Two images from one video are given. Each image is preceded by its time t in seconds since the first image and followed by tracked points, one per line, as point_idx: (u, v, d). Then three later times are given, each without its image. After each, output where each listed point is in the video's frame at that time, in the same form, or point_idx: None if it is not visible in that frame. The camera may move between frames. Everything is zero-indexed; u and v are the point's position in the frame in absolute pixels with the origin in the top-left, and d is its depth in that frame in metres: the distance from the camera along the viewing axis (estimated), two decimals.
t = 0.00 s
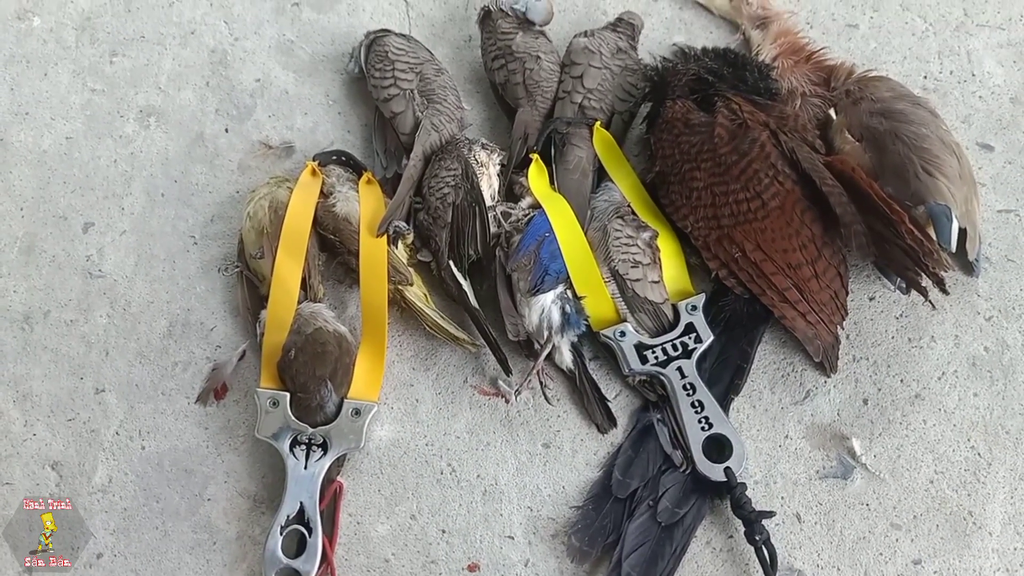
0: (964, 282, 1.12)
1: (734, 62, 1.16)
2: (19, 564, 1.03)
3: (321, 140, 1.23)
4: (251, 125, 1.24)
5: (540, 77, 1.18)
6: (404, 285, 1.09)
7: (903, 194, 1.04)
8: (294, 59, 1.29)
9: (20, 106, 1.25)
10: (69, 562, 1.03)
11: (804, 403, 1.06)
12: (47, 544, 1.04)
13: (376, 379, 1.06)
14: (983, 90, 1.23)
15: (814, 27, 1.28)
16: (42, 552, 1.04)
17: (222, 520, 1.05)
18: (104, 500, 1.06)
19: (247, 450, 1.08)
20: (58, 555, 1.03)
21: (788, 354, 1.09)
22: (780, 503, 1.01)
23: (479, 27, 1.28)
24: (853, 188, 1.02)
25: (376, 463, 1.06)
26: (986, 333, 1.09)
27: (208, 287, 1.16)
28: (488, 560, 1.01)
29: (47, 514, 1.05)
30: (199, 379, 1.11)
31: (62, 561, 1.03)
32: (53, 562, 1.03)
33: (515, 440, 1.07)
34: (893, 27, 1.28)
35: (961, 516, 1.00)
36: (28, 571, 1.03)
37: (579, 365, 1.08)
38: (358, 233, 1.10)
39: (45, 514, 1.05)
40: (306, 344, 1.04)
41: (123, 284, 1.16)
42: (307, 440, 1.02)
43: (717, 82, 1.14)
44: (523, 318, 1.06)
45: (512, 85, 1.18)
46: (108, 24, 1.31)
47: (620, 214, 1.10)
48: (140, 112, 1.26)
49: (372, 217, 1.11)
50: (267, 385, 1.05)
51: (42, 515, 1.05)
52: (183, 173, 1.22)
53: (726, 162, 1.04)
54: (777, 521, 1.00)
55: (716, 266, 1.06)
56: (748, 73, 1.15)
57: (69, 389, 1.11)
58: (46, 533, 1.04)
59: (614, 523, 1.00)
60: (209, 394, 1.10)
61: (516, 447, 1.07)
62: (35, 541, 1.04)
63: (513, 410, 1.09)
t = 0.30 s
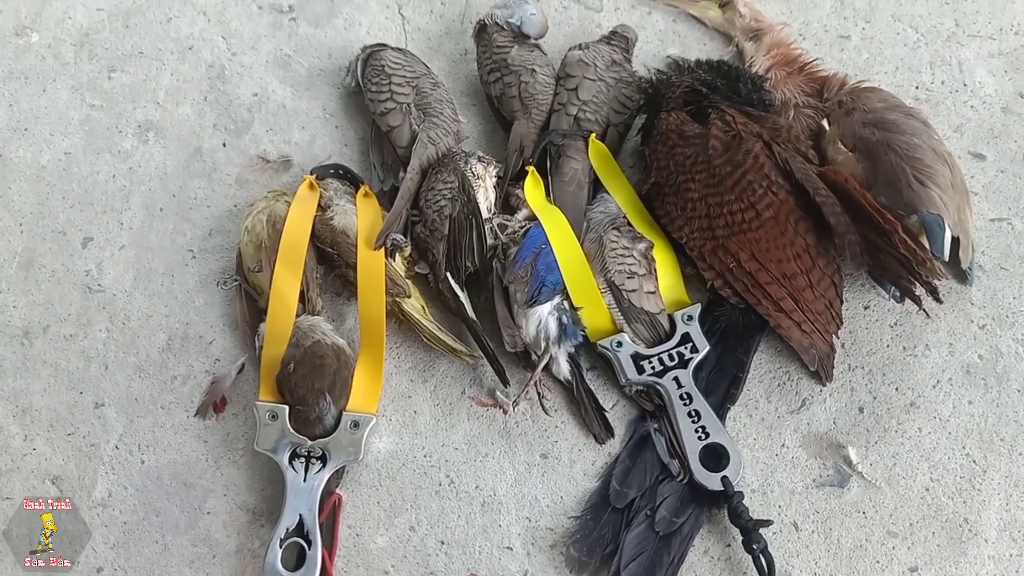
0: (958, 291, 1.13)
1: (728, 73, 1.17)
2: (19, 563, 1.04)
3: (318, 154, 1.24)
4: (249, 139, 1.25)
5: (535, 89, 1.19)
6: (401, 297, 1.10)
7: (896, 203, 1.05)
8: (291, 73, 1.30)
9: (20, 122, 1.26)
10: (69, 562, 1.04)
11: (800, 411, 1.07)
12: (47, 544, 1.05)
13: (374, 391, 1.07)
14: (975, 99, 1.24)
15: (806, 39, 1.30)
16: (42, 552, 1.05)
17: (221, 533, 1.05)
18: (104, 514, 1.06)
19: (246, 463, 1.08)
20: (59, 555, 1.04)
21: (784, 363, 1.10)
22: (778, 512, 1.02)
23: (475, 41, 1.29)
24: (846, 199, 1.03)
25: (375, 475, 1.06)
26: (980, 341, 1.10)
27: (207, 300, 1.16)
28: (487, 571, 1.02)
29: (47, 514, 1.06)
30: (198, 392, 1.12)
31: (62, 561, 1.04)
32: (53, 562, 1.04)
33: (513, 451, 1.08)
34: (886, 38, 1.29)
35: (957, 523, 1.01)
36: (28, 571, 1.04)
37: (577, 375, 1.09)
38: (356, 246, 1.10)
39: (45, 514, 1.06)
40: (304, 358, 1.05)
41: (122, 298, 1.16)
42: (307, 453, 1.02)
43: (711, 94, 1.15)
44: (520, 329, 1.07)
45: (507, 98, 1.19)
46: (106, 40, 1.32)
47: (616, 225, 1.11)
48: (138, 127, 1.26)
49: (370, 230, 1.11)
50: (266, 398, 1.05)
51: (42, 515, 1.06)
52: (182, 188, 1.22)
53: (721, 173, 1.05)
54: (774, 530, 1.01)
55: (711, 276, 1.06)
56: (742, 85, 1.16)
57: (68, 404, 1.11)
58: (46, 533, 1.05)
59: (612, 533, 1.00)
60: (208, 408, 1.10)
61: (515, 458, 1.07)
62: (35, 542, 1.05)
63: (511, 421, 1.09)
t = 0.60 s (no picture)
0: (947, 297, 1.13)
1: (715, 83, 1.18)
2: (19, 563, 1.05)
3: (308, 166, 1.24)
4: (239, 151, 1.25)
5: (524, 100, 1.19)
6: (392, 308, 1.10)
7: (884, 211, 1.05)
8: (281, 85, 1.30)
9: (10, 136, 1.26)
10: (69, 562, 1.05)
11: (791, 419, 1.07)
12: (47, 544, 1.05)
13: (365, 403, 1.07)
14: (962, 106, 1.25)
15: (794, 47, 1.30)
16: (43, 552, 1.05)
17: (213, 546, 1.05)
18: (95, 529, 1.06)
19: (237, 476, 1.08)
20: (58, 555, 1.05)
21: (774, 371, 1.10)
22: (769, 520, 1.02)
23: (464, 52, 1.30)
24: (835, 206, 1.04)
25: (366, 487, 1.06)
26: (969, 347, 1.10)
27: (197, 313, 1.16)
28: None
29: (47, 514, 1.07)
30: (189, 405, 1.11)
31: (62, 562, 1.05)
32: (53, 562, 1.05)
33: (504, 461, 1.07)
34: (872, 46, 1.30)
35: (948, 530, 1.01)
36: (27, 571, 1.04)
37: (568, 385, 1.09)
38: (346, 258, 1.10)
39: (45, 514, 1.07)
40: (295, 370, 1.05)
41: (113, 311, 1.16)
42: (298, 465, 1.02)
43: (699, 103, 1.16)
44: (511, 339, 1.06)
45: (496, 109, 1.20)
46: (96, 53, 1.32)
47: (605, 234, 1.11)
48: (128, 140, 1.26)
49: (360, 241, 1.11)
50: (257, 411, 1.05)
51: (42, 515, 1.07)
52: (172, 201, 1.22)
53: (709, 182, 1.06)
54: (766, 538, 1.01)
55: (701, 285, 1.07)
56: (730, 94, 1.16)
57: (59, 418, 1.11)
58: (46, 533, 1.06)
59: (603, 542, 1.00)
60: (199, 421, 1.10)
61: (506, 468, 1.07)
62: (35, 542, 1.06)
63: (502, 431, 1.09)
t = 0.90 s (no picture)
0: (939, 300, 1.13)
1: (706, 88, 1.18)
2: (19, 563, 1.05)
3: (300, 172, 1.24)
4: (231, 158, 1.25)
5: (516, 106, 1.19)
6: (385, 314, 1.09)
7: (875, 214, 1.06)
8: (273, 92, 1.30)
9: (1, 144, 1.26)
10: (69, 562, 1.04)
11: (784, 422, 1.07)
12: (47, 544, 1.05)
13: (359, 409, 1.06)
14: (951, 110, 1.26)
15: (784, 52, 1.31)
16: (43, 552, 1.05)
17: (205, 554, 1.04)
18: (87, 537, 1.05)
19: (230, 484, 1.07)
20: (58, 555, 1.04)
21: (767, 374, 1.10)
22: (763, 523, 1.02)
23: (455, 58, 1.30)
24: (825, 210, 1.04)
25: (359, 493, 1.06)
26: (961, 349, 1.11)
27: (189, 320, 1.16)
28: None
29: (47, 514, 1.06)
30: (181, 413, 1.11)
31: (62, 561, 1.04)
32: (53, 562, 1.04)
33: (498, 467, 1.07)
34: (862, 51, 1.31)
35: (942, 532, 1.01)
36: (27, 571, 1.04)
37: (561, 390, 1.09)
38: (339, 264, 1.10)
39: (45, 514, 1.06)
40: (287, 376, 1.05)
41: (104, 319, 1.16)
42: (291, 472, 1.01)
43: (689, 108, 1.16)
44: (504, 344, 1.07)
45: (488, 115, 1.20)
46: (87, 62, 1.32)
47: (597, 239, 1.11)
48: (120, 147, 1.26)
49: (353, 247, 1.11)
50: (249, 418, 1.05)
51: (42, 515, 1.06)
52: (164, 208, 1.22)
53: (701, 186, 1.06)
54: (760, 541, 1.01)
55: (693, 289, 1.07)
56: (720, 99, 1.17)
57: (50, 427, 1.10)
58: (46, 533, 1.05)
59: (598, 547, 1.00)
60: (191, 428, 1.10)
61: (500, 474, 1.07)
62: (35, 542, 1.05)
63: (496, 436, 1.09)
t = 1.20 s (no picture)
0: (928, 299, 1.14)
1: (695, 89, 1.18)
2: (19, 563, 1.04)
3: (289, 175, 1.24)
4: (219, 161, 1.25)
5: (505, 108, 1.19)
6: (375, 317, 1.09)
7: (864, 214, 1.06)
8: (261, 95, 1.29)
9: None
10: (69, 562, 1.03)
11: (775, 423, 1.07)
12: (47, 544, 1.04)
13: (349, 413, 1.06)
14: (939, 110, 1.26)
15: (772, 53, 1.31)
16: (42, 552, 1.04)
17: (195, 560, 1.03)
18: (75, 544, 1.04)
19: (219, 489, 1.06)
20: (58, 555, 1.04)
21: (758, 375, 1.10)
22: (755, 524, 1.02)
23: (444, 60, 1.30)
24: (815, 210, 1.04)
25: (350, 497, 1.05)
26: (951, 348, 1.11)
27: (177, 324, 1.15)
28: None
29: (47, 514, 1.05)
30: (170, 418, 1.10)
31: (62, 561, 1.03)
32: (53, 562, 1.03)
33: (489, 470, 1.07)
34: (850, 52, 1.31)
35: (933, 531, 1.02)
36: (27, 571, 1.03)
37: (552, 392, 1.08)
38: (328, 267, 1.10)
39: (45, 514, 1.05)
40: (277, 380, 1.03)
41: (91, 324, 1.15)
42: (281, 477, 1.01)
43: (679, 109, 1.16)
44: (494, 347, 1.06)
45: (478, 116, 1.19)
46: (74, 65, 1.31)
47: (588, 241, 1.11)
48: (106, 151, 1.25)
49: (342, 251, 1.11)
50: (239, 422, 1.04)
51: (42, 515, 1.05)
52: (152, 211, 1.21)
53: (691, 188, 1.06)
54: (752, 542, 1.01)
55: (684, 290, 1.07)
56: (710, 100, 1.17)
57: (37, 433, 1.09)
58: (46, 533, 1.04)
59: (590, 549, 1.00)
60: (180, 433, 1.09)
61: (491, 477, 1.06)
62: (35, 542, 1.04)
63: (488, 439, 1.08)
